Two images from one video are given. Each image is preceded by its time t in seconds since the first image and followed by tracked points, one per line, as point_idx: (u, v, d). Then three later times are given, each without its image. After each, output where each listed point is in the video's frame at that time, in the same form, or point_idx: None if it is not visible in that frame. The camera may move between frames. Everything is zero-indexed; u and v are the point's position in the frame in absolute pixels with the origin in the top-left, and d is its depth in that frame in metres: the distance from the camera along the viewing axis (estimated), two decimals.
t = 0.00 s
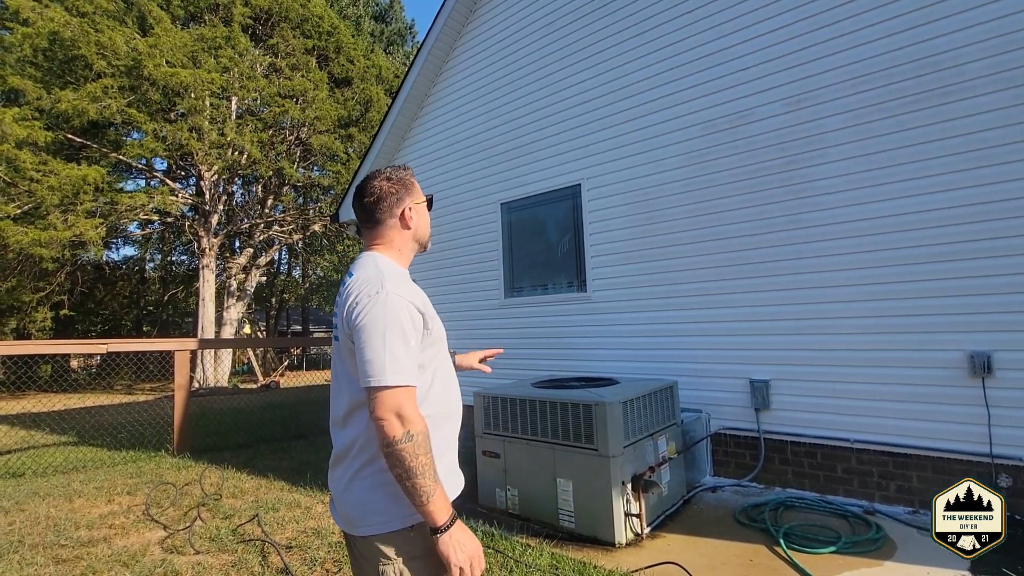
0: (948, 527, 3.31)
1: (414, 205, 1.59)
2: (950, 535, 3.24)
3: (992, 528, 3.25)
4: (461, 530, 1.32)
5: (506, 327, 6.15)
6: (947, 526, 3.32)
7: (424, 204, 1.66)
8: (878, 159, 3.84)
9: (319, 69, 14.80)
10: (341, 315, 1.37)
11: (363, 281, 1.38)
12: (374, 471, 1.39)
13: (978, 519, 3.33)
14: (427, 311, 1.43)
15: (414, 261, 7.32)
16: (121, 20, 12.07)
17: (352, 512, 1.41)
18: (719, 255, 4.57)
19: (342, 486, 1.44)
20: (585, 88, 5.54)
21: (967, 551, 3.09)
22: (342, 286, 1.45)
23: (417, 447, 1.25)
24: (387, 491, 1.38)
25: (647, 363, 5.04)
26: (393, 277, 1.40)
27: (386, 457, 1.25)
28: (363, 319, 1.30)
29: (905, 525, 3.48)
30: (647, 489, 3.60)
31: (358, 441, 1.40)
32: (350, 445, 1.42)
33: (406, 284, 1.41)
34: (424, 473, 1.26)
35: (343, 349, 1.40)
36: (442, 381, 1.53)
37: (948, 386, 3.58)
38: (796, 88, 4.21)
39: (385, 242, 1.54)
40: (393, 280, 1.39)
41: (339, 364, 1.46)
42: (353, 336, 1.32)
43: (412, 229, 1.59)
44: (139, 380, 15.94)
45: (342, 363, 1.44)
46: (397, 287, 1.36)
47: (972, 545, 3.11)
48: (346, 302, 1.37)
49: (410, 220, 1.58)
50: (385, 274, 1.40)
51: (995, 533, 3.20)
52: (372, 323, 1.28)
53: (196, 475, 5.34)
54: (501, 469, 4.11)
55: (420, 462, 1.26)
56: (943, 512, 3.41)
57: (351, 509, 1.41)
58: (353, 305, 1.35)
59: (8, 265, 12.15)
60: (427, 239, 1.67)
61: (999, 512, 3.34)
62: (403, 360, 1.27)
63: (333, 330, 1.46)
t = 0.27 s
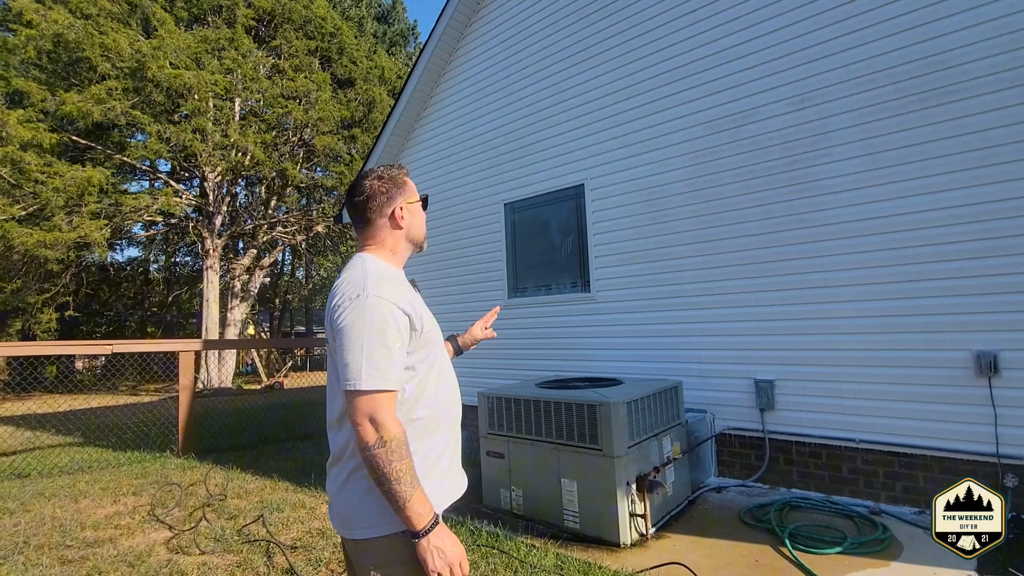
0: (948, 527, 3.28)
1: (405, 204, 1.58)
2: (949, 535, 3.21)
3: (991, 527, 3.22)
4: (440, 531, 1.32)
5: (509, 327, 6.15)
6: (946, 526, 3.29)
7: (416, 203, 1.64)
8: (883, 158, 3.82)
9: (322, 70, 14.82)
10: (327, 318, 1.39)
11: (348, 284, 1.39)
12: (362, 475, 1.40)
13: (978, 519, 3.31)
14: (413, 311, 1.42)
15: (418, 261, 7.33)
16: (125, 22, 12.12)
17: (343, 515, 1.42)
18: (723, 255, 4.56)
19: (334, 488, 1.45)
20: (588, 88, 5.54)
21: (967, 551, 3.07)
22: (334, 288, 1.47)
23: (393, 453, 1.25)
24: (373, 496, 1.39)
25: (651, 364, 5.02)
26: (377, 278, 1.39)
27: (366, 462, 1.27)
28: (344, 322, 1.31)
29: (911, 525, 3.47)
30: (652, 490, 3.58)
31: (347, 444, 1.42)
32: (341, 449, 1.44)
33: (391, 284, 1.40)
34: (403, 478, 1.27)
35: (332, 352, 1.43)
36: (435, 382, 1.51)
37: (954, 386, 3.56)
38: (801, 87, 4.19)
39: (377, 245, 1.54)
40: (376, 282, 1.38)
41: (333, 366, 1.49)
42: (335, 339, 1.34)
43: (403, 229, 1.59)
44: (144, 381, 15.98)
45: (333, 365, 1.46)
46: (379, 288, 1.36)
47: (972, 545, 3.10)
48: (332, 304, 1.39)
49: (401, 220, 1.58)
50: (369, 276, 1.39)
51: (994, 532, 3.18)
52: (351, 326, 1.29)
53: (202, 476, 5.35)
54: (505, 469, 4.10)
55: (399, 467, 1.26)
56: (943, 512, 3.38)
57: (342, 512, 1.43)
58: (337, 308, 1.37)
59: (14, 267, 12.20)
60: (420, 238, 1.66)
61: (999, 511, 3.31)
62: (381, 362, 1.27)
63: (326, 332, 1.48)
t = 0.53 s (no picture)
0: (948, 527, 3.27)
1: (362, 202, 1.59)
2: (949, 535, 3.20)
3: (992, 528, 3.22)
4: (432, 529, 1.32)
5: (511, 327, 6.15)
6: (946, 526, 3.28)
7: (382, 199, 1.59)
8: (885, 157, 3.81)
9: (323, 71, 14.85)
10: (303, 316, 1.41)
11: (319, 281, 1.40)
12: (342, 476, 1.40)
13: (978, 519, 3.31)
14: (386, 307, 1.41)
15: (419, 262, 7.33)
16: (127, 23, 12.16)
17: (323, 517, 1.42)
18: (725, 254, 4.55)
19: (317, 489, 1.46)
20: (589, 88, 5.54)
21: (967, 551, 3.06)
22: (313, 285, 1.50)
23: (367, 452, 1.24)
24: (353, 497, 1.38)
25: (653, 364, 5.02)
26: (350, 274, 1.40)
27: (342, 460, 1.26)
28: (313, 319, 1.32)
29: (914, 526, 3.45)
30: (654, 490, 3.58)
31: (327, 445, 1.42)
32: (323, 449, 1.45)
33: (362, 279, 1.40)
34: (383, 477, 1.26)
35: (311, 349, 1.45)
36: (416, 379, 1.49)
37: (957, 386, 3.55)
38: (802, 87, 4.19)
39: (348, 247, 1.61)
40: (348, 279, 1.38)
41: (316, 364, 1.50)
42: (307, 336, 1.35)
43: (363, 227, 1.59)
44: (147, 382, 16.00)
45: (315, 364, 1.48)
46: (347, 284, 1.36)
47: (972, 545, 3.09)
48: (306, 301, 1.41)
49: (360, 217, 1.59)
50: (340, 272, 1.40)
51: (994, 532, 3.18)
52: (319, 323, 1.31)
53: (204, 476, 5.36)
54: (507, 470, 4.10)
55: (376, 466, 1.25)
56: (943, 512, 3.36)
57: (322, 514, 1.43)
58: (309, 306, 1.38)
59: (17, 268, 12.23)
60: (388, 237, 1.58)
61: (999, 511, 3.32)
62: (347, 360, 1.27)
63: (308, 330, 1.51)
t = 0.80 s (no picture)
0: (948, 527, 3.27)
1: (340, 200, 1.61)
2: (949, 535, 3.20)
3: (991, 528, 3.22)
4: (374, 546, 1.24)
5: (512, 328, 6.15)
6: (947, 527, 3.28)
7: (356, 197, 1.59)
8: (887, 157, 3.81)
9: (325, 73, 14.89)
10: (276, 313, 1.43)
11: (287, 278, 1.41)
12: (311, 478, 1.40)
13: (978, 519, 3.31)
14: (348, 304, 1.38)
15: (421, 263, 7.34)
16: (129, 26, 12.21)
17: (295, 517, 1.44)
18: (727, 254, 4.54)
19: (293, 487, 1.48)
20: (589, 89, 5.55)
21: (967, 551, 3.06)
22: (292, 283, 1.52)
23: (309, 455, 1.21)
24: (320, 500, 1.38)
25: (655, 364, 5.01)
26: (316, 272, 1.39)
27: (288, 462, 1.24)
28: (273, 318, 1.33)
29: (917, 526, 3.44)
30: (657, 490, 3.57)
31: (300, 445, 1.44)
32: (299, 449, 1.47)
33: (325, 276, 1.39)
34: (324, 484, 1.22)
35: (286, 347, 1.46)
36: (389, 378, 1.45)
37: (960, 385, 3.54)
38: (803, 86, 4.18)
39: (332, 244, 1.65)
40: (315, 276, 1.38)
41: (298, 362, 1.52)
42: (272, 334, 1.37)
43: (341, 224, 1.61)
44: (149, 384, 16.02)
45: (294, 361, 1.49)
46: (306, 281, 1.36)
47: (972, 545, 3.10)
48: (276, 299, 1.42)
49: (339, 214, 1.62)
50: (305, 270, 1.40)
51: (995, 532, 3.18)
52: (277, 320, 1.31)
53: (206, 478, 5.36)
54: (509, 471, 4.10)
55: (316, 471, 1.22)
56: (943, 512, 3.36)
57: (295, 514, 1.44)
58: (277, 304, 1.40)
59: (19, 270, 12.25)
60: (357, 234, 1.56)
61: (999, 511, 3.31)
62: (296, 358, 1.26)
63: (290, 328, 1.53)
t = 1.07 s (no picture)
0: (948, 527, 3.29)
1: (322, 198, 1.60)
2: (949, 535, 3.22)
3: (992, 528, 3.24)
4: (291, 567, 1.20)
5: (514, 329, 6.14)
6: (946, 526, 3.29)
7: (336, 195, 1.57)
8: (889, 156, 3.79)
9: (326, 74, 14.92)
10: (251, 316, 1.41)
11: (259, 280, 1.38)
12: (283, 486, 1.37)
13: (978, 519, 3.32)
14: (313, 307, 1.33)
15: (421, 264, 7.33)
16: (131, 29, 12.25)
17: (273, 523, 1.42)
18: (729, 255, 4.53)
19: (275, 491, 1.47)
20: (590, 89, 5.55)
21: (967, 551, 3.08)
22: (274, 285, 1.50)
23: (244, 467, 1.20)
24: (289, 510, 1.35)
25: (656, 365, 5.00)
26: (284, 274, 1.35)
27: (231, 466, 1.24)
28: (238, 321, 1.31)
29: (921, 527, 3.43)
30: (659, 492, 3.55)
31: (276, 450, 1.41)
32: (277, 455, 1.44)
33: (293, 278, 1.35)
34: (254, 496, 1.20)
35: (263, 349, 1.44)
36: (362, 384, 1.38)
37: (963, 386, 3.53)
38: (805, 86, 4.17)
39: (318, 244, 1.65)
40: (282, 278, 1.34)
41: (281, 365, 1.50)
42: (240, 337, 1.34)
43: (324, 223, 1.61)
44: (152, 386, 16.04)
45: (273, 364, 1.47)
46: (271, 283, 1.32)
47: (972, 545, 3.12)
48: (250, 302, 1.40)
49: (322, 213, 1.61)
50: (274, 272, 1.37)
51: (995, 533, 3.20)
52: (239, 324, 1.29)
53: (208, 479, 5.36)
54: (511, 472, 4.09)
55: (247, 482, 1.20)
56: (943, 512, 3.38)
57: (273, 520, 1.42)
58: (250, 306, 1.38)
59: (22, 273, 12.28)
60: (336, 233, 1.54)
61: (999, 511, 3.32)
62: (251, 363, 1.23)
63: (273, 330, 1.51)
